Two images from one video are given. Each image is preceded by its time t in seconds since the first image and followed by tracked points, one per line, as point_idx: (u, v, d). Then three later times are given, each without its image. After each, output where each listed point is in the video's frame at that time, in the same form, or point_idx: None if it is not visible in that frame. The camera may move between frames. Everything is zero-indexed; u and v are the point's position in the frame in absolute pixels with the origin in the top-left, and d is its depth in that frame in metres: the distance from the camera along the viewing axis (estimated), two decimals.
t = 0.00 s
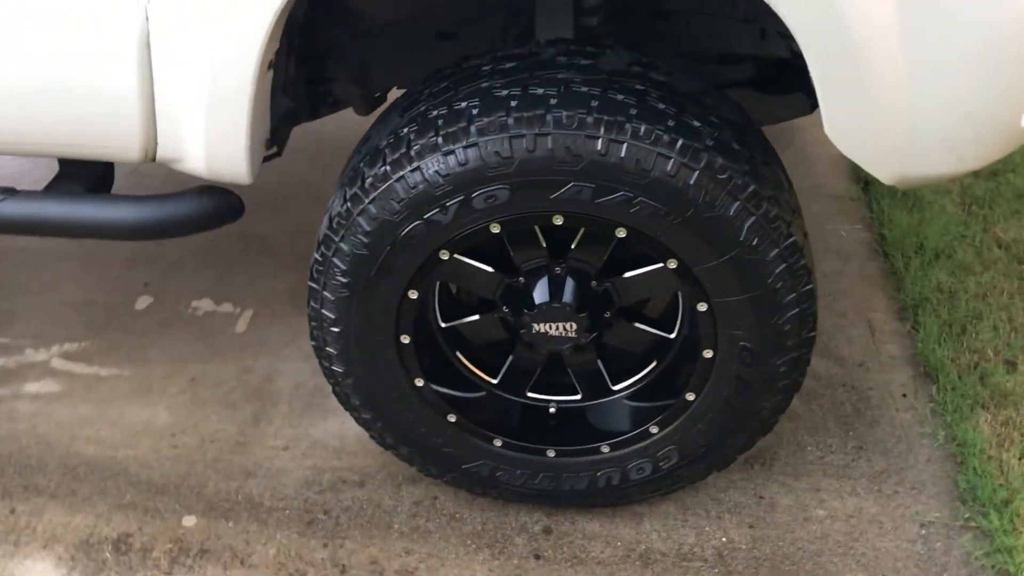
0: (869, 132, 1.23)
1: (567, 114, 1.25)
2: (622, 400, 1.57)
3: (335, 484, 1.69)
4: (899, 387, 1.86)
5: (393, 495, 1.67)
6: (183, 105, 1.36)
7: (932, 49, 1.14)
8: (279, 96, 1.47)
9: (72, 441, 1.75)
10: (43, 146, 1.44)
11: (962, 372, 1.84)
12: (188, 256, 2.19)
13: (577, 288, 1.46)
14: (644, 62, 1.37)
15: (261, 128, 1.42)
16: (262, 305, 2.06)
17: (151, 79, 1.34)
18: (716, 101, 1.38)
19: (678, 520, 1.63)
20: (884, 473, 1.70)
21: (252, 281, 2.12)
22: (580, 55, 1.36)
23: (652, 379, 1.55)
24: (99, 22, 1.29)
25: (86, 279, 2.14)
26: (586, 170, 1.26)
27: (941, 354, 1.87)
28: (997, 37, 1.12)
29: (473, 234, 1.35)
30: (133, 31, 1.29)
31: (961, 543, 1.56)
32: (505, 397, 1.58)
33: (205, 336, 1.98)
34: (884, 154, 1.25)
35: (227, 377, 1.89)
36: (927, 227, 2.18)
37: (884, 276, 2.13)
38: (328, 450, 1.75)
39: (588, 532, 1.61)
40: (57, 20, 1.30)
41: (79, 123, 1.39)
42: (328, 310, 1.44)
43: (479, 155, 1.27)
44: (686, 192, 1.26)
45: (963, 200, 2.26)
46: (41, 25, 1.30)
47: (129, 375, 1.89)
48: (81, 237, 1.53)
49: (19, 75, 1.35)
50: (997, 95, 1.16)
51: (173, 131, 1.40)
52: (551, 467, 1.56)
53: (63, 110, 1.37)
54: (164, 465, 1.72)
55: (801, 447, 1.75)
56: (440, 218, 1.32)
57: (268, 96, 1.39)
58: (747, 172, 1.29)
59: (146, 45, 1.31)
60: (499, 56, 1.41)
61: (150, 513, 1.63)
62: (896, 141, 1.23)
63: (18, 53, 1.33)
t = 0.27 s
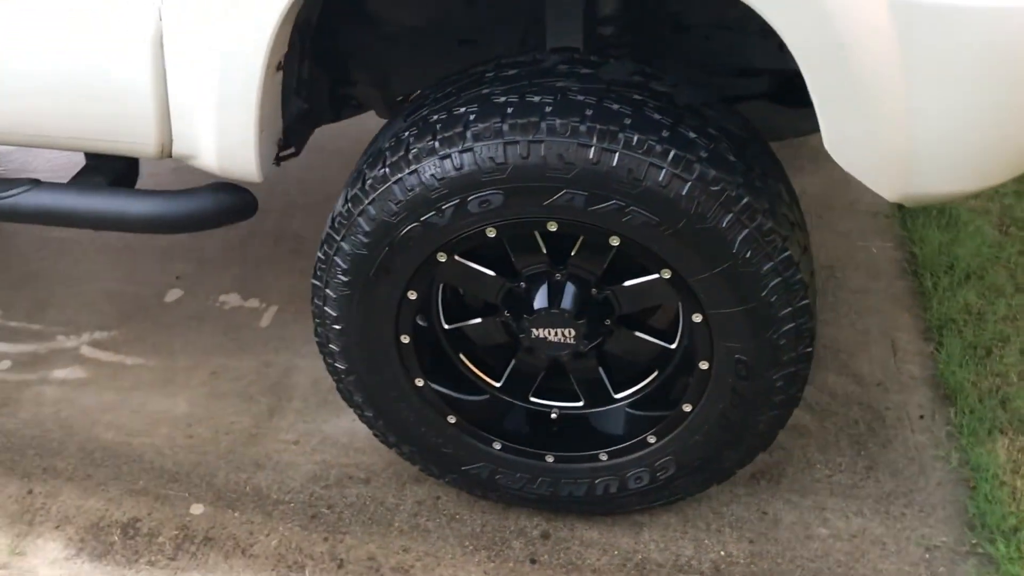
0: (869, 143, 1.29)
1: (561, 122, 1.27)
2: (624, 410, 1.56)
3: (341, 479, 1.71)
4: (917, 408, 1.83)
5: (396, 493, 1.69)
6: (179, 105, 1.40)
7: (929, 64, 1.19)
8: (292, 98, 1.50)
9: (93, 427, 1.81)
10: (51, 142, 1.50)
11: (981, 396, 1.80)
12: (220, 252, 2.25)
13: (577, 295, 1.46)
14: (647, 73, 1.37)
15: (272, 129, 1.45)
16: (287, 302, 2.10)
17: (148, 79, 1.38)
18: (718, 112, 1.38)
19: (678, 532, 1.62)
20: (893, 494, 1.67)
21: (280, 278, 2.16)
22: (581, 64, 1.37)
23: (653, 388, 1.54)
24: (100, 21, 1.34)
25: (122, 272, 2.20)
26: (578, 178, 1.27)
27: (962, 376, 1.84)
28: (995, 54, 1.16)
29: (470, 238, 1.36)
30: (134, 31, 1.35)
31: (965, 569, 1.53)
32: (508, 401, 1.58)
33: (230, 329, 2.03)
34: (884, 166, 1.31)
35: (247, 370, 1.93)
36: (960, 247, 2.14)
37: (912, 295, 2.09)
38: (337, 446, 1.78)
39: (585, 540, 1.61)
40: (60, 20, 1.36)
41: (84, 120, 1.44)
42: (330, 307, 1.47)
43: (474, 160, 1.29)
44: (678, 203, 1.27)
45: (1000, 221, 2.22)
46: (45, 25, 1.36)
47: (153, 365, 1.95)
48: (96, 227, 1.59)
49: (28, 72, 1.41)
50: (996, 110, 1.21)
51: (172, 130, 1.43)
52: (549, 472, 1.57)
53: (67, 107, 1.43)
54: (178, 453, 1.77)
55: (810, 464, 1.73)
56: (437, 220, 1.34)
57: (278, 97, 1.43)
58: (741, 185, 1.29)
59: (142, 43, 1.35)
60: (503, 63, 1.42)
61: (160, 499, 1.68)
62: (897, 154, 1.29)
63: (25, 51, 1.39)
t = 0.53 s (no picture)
0: (871, 167, 1.33)
1: (556, 136, 1.28)
2: (622, 423, 1.57)
3: (345, 481, 1.74)
4: (927, 432, 1.81)
5: (398, 497, 1.71)
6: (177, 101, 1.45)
7: (926, 89, 1.23)
8: (305, 106, 1.53)
9: (110, 420, 1.86)
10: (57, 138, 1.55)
11: (992, 423, 1.78)
12: (246, 254, 2.30)
13: (576, 307, 1.47)
14: (647, 89, 1.39)
15: (283, 136, 1.49)
16: (306, 304, 2.14)
17: (143, 77, 1.42)
18: (718, 130, 1.39)
19: (675, 546, 1.62)
20: (895, 518, 1.65)
21: (301, 280, 2.21)
22: (583, 79, 1.39)
23: (652, 402, 1.55)
24: (96, 22, 1.39)
25: (150, 272, 2.26)
26: (572, 191, 1.28)
27: (974, 402, 1.81)
28: (990, 79, 1.20)
29: (468, 247, 1.39)
30: (140, 36, 1.39)
31: None
32: (508, 410, 1.60)
33: (249, 331, 2.07)
34: (885, 188, 1.35)
35: (262, 371, 1.97)
36: (982, 271, 2.11)
37: (931, 318, 2.07)
38: (344, 447, 1.80)
39: (582, 551, 1.62)
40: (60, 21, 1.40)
41: (85, 117, 1.49)
42: (333, 311, 1.50)
43: (471, 170, 1.31)
44: (670, 218, 1.28)
45: None
46: (48, 27, 1.41)
47: (173, 363, 2.00)
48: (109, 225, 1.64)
49: (30, 72, 1.46)
50: (996, 134, 1.25)
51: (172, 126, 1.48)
52: (546, 482, 1.58)
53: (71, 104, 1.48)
54: (190, 450, 1.81)
55: (813, 485, 1.72)
56: (435, 229, 1.36)
57: (289, 105, 1.46)
58: (734, 202, 1.30)
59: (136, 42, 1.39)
60: (508, 77, 1.45)
61: (169, 494, 1.72)
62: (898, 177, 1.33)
63: (25, 52, 1.45)
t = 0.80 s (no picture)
0: (864, 195, 1.34)
1: (552, 155, 1.32)
2: (619, 440, 1.59)
3: (348, 489, 1.78)
4: (929, 463, 1.81)
5: (398, 506, 1.74)
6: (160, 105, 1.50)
7: (919, 115, 1.25)
8: (319, 122, 1.58)
9: (127, 422, 1.92)
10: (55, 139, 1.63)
11: (995, 456, 1.77)
12: (268, 266, 2.35)
13: (574, 324, 1.49)
14: (646, 112, 1.42)
15: (296, 149, 1.54)
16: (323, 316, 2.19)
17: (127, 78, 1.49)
18: (716, 154, 1.42)
19: (668, 566, 1.63)
20: (891, 547, 1.65)
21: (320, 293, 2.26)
22: (584, 101, 1.43)
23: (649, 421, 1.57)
24: (93, 23, 1.47)
25: (176, 280, 2.32)
26: (566, 209, 1.32)
27: (978, 434, 1.81)
28: (981, 103, 1.22)
29: (467, 261, 1.42)
30: (159, 50, 1.45)
31: None
32: (507, 423, 1.64)
33: (266, 340, 2.13)
34: (878, 217, 1.36)
35: (276, 379, 2.02)
36: (994, 305, 2.11)
37: (942, 351, 2.07)
38: (350, 456, 1.84)
39: (575, 566, 1.64)
40: (59, 22, 1.49)
41: (95, 124, 1.57)
42: (337, 320, 1.54)
43: (470, 186, 1.35)
44: (662, 238, 1.30)
45: None
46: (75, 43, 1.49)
47: (190, 368, 2.06)
48: (126, 231, 1.69)
49: (45, 81, 1.54)
50: (989, 163, 1.27)
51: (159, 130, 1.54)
52: (541, 496, 1.60)
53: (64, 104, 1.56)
54: (201, 452, 1.86)
55: (811, 510, 1.73)
56: (435, 243, 1.40)
57: (301, 119, 1.51)
58: (726, 224, 1.32)
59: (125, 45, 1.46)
60: (513, 98, 1.49)
61: (178, 494, 1.77)
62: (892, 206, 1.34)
63: (51, 66, 1.52)
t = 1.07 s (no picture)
0: (854, 227, 1.36)
1: (547, 179, 1.36)
2: (613, 463, 1.61)
3: (351, 503, 1.82)
4: (929, 498, 1.81)
5: (399, 521, 1.78)
6: (153, 109, 1.58)
7: (906, 146, 1.28)
8: (330, 144, 1.65)
9: (143, 431, 1.99)
10: (59, 144, 1.71)
11: (996, 494, 1.77)
12: (290, 286, 2.42)
13: (570, 346, 1.53)
14: (642, 140, 1.46)
15: (306, 170, 1.60)
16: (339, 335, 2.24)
17: (124, 82, 1.57)
18: (709, 183, 1.45)
19: None
20: None
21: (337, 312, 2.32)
22: (583, 128, 1.47)
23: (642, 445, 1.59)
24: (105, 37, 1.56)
25: (199, 297, 2.40)
26: (559, 232, 1.36)
27: (979, 472, 1.81)
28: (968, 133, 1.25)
29: (464, 281, 1.46)
30: (177, 72, 1.53)
31: None
32: (505, 443, 1.66)
33: (282, 357, 2.19)
34: (868, 248, 1.38)
35: (289, 395, 2.08)
36: (1004, 345, 2.11)
37: (950, 389, 2.07)
38: (355, 472, 1.89)
39: None
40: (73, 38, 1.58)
41: (117, 143, 1.65)
42: (341, 335, 1.59)
43: (468, 208, 1.40)
44: (652, 263, 1.33)
45: None
46: (98, 67, 1.58)
47: (208, 381, 2.13)
48: (145, 246, 1.76)
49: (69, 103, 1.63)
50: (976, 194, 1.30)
51: (153, 135, 1.61)
52: (536, 515, 1.63)
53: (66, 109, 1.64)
54: (212, 463, 1.91)
55: (807, 541, 1.73)
56: (434, 261, 1.44)
57: (312, 141, 1.58)
58: (715, 251, 1.35)
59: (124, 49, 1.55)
60: (516, 123, 1.54)
61: (187, 501, 1.82)
62: (881, 237, 1.36)
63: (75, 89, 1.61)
